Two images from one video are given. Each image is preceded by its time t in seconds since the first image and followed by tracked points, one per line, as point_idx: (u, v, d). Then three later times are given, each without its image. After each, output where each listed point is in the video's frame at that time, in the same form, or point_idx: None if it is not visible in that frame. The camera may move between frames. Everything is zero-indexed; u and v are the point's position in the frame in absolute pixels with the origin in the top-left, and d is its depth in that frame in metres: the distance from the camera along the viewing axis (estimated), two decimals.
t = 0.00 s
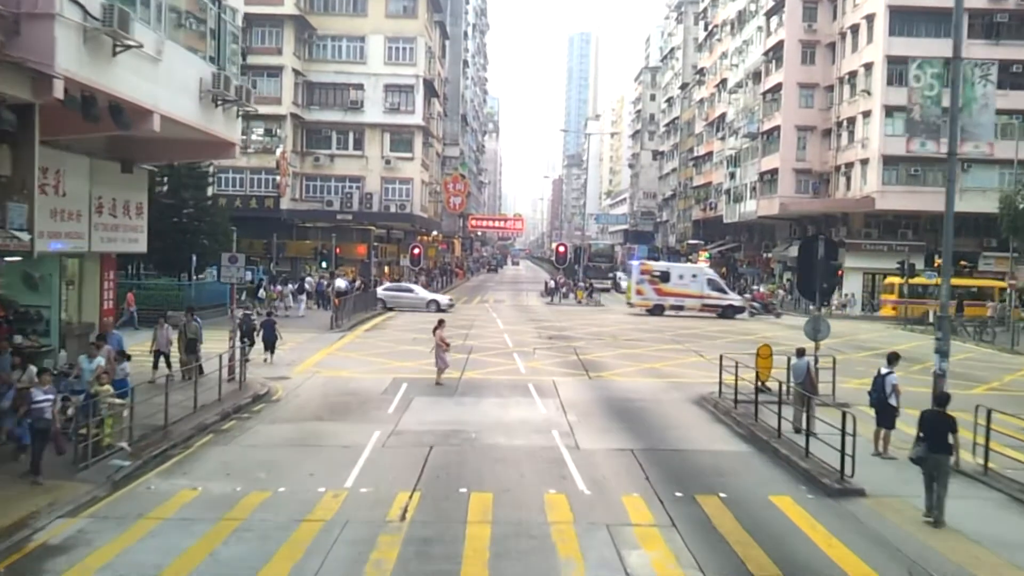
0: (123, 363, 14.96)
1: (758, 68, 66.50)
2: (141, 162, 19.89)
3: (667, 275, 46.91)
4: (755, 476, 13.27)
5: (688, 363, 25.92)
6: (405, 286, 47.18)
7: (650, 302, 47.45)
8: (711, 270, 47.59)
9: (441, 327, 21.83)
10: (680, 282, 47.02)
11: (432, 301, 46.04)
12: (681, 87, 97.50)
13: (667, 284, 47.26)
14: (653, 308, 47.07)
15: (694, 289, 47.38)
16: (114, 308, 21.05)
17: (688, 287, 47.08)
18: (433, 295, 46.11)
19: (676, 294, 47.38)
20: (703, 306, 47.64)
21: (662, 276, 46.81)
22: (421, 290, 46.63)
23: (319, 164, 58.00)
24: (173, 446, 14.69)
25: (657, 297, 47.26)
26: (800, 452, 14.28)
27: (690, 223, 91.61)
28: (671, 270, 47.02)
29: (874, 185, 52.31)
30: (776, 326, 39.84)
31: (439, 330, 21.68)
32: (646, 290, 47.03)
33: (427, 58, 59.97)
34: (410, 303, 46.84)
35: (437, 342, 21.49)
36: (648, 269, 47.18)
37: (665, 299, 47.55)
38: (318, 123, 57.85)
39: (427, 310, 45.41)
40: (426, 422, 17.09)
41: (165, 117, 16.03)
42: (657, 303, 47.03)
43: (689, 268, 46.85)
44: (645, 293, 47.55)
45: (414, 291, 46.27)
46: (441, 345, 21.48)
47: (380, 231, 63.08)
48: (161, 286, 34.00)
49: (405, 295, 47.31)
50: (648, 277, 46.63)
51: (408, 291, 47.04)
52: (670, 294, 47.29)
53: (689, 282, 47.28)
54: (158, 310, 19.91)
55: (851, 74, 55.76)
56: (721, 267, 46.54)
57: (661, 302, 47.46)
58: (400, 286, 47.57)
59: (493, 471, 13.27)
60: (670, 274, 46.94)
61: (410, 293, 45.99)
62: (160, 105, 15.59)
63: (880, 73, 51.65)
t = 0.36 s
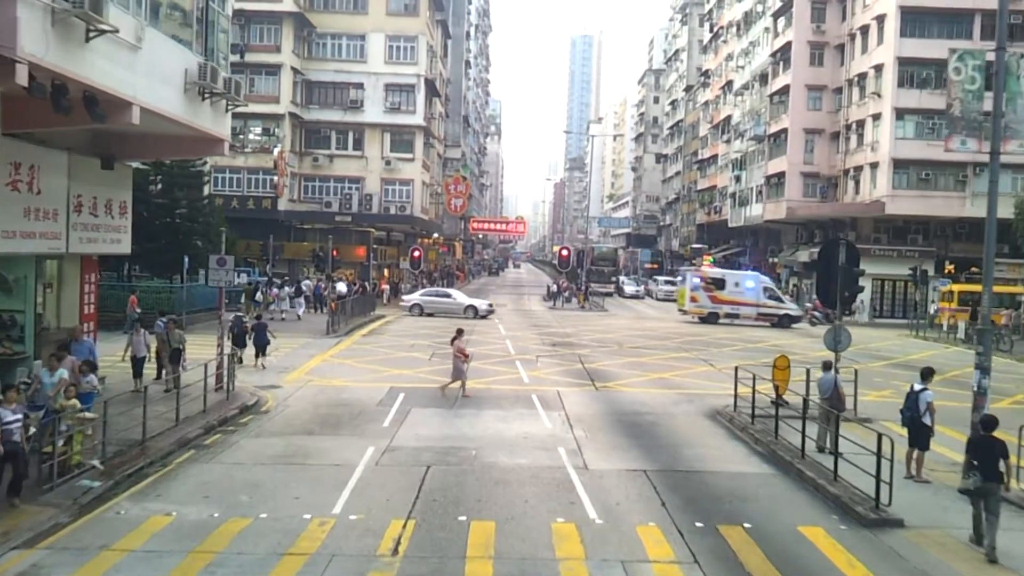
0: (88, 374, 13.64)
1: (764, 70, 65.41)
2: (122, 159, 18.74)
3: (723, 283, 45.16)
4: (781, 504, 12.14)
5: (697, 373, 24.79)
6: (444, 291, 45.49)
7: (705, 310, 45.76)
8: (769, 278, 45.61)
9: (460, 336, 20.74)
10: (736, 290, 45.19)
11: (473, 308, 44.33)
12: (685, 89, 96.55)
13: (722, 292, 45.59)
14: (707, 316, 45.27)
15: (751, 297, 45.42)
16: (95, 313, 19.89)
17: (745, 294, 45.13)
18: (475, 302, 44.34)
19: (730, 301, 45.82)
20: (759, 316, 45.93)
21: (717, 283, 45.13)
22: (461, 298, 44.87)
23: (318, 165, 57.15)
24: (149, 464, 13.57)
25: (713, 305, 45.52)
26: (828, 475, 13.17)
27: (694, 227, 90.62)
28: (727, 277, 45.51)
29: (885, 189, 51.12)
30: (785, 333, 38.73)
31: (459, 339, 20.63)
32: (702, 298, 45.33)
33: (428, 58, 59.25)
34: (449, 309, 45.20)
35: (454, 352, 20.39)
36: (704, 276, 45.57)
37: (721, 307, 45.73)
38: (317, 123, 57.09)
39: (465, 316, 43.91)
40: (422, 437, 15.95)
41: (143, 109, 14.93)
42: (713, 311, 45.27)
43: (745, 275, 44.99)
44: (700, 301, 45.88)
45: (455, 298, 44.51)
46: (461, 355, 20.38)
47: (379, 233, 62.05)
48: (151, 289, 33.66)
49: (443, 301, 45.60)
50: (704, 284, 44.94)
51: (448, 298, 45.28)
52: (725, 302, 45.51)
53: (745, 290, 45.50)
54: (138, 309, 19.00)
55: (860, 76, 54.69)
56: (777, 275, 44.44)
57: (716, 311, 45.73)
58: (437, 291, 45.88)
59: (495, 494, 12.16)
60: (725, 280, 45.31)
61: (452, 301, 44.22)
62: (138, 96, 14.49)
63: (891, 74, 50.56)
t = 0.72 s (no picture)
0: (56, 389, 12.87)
1: (769, 69, 64.45)
2: (102, 155, 17.77)
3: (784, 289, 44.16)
4: (807, 527, 11.20)
5: (707, 380, 23.83)
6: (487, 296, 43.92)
7: (765, 317, 44.74)
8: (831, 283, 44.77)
9: (480, 344, 19.77)
10: (798, 296, 44.27)
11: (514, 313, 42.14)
12: (688, 89, 95.71)
13: (783, 299, 44.59)
14: (768, 323, 44.25)
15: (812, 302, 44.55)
16: (76, 318, 18.91)
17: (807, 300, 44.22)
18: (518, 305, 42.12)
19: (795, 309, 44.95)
20: (821, 322, 45.12)
21: (779, 289, 44.08)
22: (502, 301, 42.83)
23: (317, 165, 56.44)
24: (125, 481, 12.61)
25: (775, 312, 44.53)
26: (855, 495, 12.22)
27: (696, 229, 89.75)
28: (788, 283, 44.50)
29: (893, 190, 50.07)
30: (793, 337, 37.79)
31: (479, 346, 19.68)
32: (765, 304, 44.29)
33: (429, 56, 58.52)
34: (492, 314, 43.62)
35: (476, 360, 19.41)
36: (764, 282, 44.50)
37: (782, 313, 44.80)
38: (315, 122, 56.39)
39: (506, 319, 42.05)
40: (419, 450, 15.01)
41: (122, 101, 13.95)
42: (775, 318, 44.26)
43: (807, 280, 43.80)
44: (760, 307, 44.78)
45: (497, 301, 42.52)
46: (482, 363, 19.39)
47: (379, 234, 61.17)
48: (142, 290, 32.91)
49: (487, 306, 43.94)
50: (764, 291, 43.74)
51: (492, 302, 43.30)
52: (787, 308, 44.55)
53: (807, 296, 44.45)
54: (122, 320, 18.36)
55: (868, 75, 53.81)
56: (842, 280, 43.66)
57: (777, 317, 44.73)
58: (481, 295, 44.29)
59: (497, 516, 11.23)
60: (786, 286, 44.26)
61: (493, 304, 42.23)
62: (116, 87, 13.54)
63: (900, 73, 49.62)
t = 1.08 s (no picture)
0: (20, 404, 12.01)
1: (771, 68, 63.79)
2: (86, 155, 17.13)
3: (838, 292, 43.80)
4: (825, 544, 10.57)
5: (711, 385, 23.19)
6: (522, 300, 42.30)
7: (819, 320, 44.52)
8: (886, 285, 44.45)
9: (501, 346, 19.14)
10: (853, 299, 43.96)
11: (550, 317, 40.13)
12: (688, 89, 95.12)
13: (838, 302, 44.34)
14: (823, 327, 43.94)
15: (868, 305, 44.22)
16: (60, 325, 18.38)
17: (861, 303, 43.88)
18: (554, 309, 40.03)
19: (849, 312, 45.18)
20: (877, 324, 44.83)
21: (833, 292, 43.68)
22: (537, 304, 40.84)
23: (314, 166, 55.89)
24: (105, 497, 11.98)
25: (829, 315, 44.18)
26: (875, 508, 11.59)
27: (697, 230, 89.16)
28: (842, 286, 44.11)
29: (897, 189, 49.45)
30: (798, 339, 37.16)
31: (499, 350, 19.02)
32: (819, 308, 43.95)
33: (427, 55, 58.01)
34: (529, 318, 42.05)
35: (496, 363, 18.77)
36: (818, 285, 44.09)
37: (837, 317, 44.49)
38: (311, 123, 55.82)
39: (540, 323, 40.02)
40: (416, 461, 14.38)
41: (102, 98, 13.31)
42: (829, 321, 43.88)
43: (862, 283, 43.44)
44: (814, 312, 44.84)
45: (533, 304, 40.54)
46: (503, 367, 18.75)
47: (377, 236, 60.56)
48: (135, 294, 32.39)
49: (523, 310, 42.18)
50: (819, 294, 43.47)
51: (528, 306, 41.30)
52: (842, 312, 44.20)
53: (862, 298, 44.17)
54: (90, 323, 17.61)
55: (870, 73, 53.22)
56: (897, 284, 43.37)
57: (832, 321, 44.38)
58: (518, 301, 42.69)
59: (498, 533, 10.60)
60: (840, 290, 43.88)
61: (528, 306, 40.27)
62: (96, 83, 12.92)
63: (903, 71, 49.03)
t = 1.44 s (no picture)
0: None
1: (772, 67, 63.26)
2: (72, 154, 16.62)
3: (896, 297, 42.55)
4: (840, 559, 10.07)
5: (715, 388, 22.67)
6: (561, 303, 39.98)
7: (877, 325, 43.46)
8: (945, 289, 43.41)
9: (521, 352, 18.68)
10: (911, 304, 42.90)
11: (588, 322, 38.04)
12: (688, 89, 94.67)
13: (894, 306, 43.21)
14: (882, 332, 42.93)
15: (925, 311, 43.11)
16: (47, 328, 18.16)
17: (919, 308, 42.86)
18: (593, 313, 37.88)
19: (912, 316, 45.78)
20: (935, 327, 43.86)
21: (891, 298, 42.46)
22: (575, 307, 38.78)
23: (311, 166, 55.45)
24: (87, 509, 11.49)
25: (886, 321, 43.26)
26: (890, 520, 11.12)
27: (697, 230, 88.67)
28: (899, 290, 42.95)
29: (900, 188, 48.96)
30: (800, 341, 36.65)
31: (520, 354, 18.60)
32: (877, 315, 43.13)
33: (425, 55, 57.65)
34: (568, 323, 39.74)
35: (516, 367, 18.37)
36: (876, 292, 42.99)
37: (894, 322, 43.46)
38: (308, 123, 55.45)
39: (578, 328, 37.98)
40: (411, 470, 13.87)
41: (84, 94, 12.78)
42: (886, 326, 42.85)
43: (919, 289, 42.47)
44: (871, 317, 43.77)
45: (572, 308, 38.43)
46: (524, 372, 18.32)
47: (375, 236, 60.08)
48: (128, 297, 31.84)
49: (562, 315, 39.88)
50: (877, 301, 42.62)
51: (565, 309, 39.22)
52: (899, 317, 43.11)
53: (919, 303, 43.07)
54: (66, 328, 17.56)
55: (872, 72, 52.77)
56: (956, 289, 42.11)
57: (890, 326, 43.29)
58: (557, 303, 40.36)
59: (496, 547, 10.11)
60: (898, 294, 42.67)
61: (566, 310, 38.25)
62: (77, 77, 12.41)
63: (906, 69, 48.58)
